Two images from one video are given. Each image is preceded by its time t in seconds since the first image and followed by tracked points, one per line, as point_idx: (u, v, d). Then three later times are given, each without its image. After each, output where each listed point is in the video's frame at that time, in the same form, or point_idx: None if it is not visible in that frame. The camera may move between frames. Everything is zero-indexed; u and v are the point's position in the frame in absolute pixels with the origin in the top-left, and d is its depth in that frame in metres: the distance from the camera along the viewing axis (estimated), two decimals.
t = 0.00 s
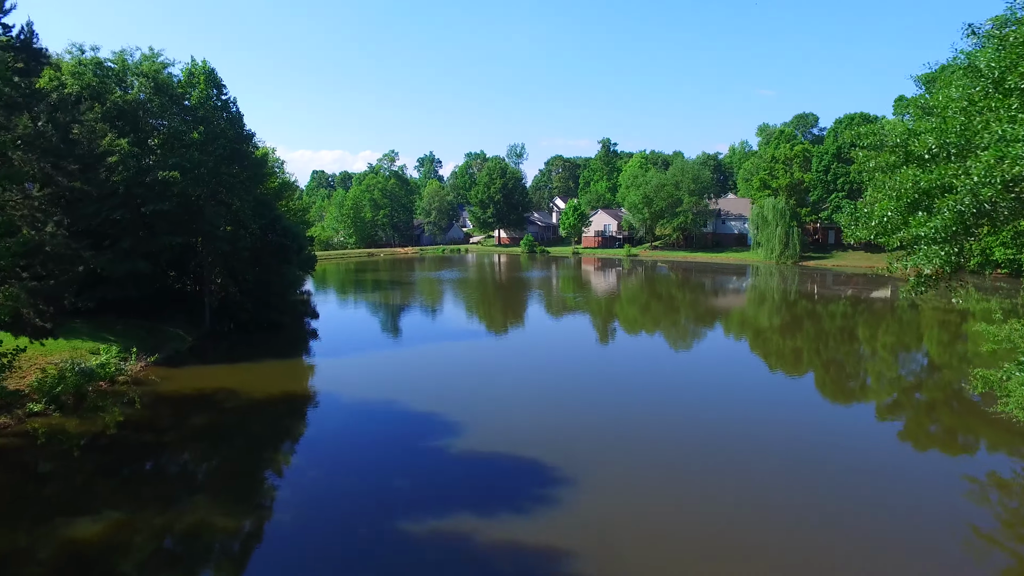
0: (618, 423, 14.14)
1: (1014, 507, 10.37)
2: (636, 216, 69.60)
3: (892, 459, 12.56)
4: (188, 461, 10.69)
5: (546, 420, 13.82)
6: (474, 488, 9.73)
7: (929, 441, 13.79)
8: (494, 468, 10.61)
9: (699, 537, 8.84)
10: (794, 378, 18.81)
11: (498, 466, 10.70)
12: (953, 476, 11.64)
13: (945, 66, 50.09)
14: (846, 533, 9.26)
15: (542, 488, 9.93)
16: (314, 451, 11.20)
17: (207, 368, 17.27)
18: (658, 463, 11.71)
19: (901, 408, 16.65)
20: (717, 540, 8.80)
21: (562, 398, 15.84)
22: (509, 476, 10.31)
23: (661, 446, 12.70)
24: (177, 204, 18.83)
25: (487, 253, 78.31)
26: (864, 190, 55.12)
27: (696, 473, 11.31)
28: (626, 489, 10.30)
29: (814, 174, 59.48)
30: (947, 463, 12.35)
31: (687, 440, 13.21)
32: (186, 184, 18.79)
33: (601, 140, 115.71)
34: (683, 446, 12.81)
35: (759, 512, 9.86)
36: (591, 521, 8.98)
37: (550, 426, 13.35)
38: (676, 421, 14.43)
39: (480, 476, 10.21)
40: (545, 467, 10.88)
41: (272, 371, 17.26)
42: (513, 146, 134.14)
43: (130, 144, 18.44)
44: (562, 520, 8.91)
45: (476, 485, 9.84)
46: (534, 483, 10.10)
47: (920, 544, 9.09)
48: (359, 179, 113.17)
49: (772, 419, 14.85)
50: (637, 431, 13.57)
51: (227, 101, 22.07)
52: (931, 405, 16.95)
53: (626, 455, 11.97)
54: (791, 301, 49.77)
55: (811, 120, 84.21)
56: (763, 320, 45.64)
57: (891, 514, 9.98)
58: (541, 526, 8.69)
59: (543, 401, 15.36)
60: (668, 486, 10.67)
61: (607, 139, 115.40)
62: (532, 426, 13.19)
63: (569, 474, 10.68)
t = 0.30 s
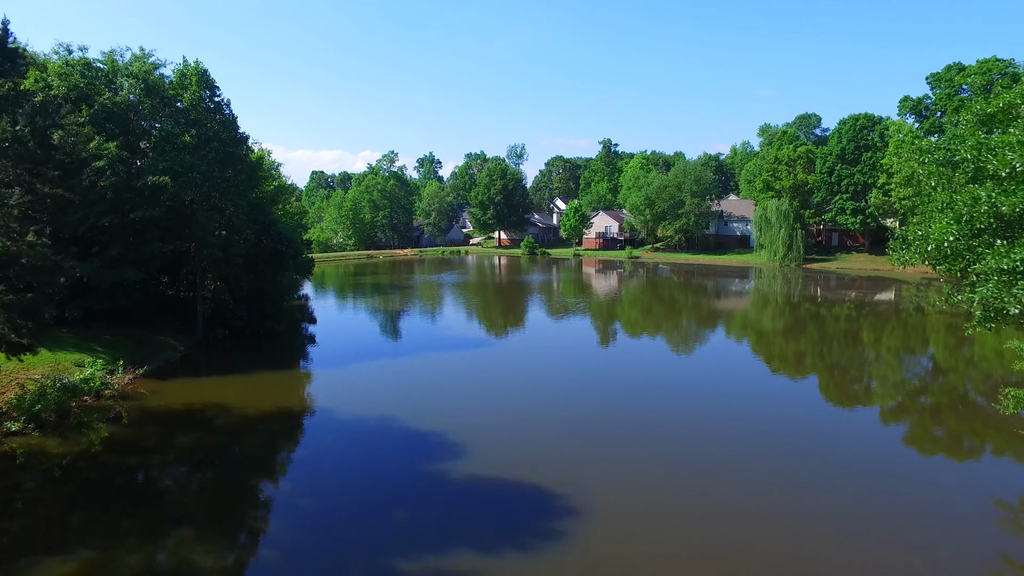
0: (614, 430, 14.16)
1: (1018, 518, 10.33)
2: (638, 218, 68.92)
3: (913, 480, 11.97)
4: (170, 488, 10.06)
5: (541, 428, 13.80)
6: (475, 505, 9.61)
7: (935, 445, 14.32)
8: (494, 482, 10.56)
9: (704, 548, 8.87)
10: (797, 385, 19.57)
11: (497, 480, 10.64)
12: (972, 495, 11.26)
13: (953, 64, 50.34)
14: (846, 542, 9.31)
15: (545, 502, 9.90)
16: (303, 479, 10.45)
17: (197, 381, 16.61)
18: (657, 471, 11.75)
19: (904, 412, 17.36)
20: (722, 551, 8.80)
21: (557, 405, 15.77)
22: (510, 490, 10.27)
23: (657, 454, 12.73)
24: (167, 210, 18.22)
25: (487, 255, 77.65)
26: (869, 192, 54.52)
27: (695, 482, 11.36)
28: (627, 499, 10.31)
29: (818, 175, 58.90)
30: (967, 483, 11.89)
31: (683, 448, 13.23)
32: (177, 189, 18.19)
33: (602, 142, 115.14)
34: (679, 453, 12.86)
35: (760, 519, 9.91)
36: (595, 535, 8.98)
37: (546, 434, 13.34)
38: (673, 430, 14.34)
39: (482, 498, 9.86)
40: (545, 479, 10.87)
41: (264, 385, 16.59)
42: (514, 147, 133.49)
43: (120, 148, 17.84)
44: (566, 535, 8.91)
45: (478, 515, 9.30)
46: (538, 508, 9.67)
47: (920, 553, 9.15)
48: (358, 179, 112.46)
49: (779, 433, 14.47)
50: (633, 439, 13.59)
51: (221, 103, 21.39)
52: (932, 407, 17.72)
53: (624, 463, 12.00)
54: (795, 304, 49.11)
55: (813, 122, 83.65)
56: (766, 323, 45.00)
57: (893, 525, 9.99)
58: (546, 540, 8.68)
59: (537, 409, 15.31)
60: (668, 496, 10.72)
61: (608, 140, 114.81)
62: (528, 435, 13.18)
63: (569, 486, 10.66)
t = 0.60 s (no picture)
0: (614, 439, 14.28)
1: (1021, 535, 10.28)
2: (639, 219, 68.27)
3: (939, 505, 11.35)
4: (151, 520, 9.47)
5: (541, 438, 13.93)
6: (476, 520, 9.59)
7: (940, 451, 14.60)
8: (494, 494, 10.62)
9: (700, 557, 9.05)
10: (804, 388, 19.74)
11: (498, 492, 10.71)
12: (987, 514, 10.97)
13: (958, 64, 49.65)
14: (843, 553, 9.43)
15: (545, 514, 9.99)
16: (295, 510, 9.81)
17: (188, 395, 15.99)
18: (656, 480, 11.91)
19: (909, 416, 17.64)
20: (721, 564, 8.90)
21: (556, 414, 15.84)
22: (511, 501, 10.38)
23: (656, 462, 12.89)
24: (156, 217, 17.62)
25: (487, 257, 77.06)
26: (874, 193, 53.91)
27: (693, 490, 11.51)
28: (626, 509, 10.48)
29: (822, 176, 58.25)
30: (985, 502, 11.50)
31: (682, 457, 13.36)
32: (169, 195, 17.63)
33: (603, 142, 114.45)
34: (677, 461, 13.01)
35: (757, 530, 10.06)
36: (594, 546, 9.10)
37: (547, 445, 13.47)
38: (673, 438, 14.40)
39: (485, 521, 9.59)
40: (545, 490, 11.01)
41: (257, 398, 15.98)
42: (514, 148, 132.97)
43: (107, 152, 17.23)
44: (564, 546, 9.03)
45: (481, 550, 8.71)
46: (542, 534, 9.33)
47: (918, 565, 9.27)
48: (358, 181, 111.96)
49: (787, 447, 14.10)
50: (632, 449, 13.72)
51: (214, 105, 20.72)
52: (937, 412, 18.01)
53: (623, 473, 12.16)
54: (799, 307, 48.50)
55: (816, 122, 82.96)
56: (769, 326, 44.42)
57: (891, 537, 10.05)
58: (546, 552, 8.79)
59: (537, 418, 15.40)
60: (667, 504, 10.90)
61: (609, 141, 114.38)
62: (528, 444, 13.31)
63: (569, 497, 10.78)
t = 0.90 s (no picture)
0: (612, 441, 14.57)
1: None
2: (641, 221, 67.64)
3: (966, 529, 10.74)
4: (130, 557, 8.82)
5: (540, 442, 14.23)
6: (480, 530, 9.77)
7: (944, 456, 14.35)
8: (496, 502, 10.88)
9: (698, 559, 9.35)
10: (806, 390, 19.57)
11: (500, 499, 10.98)
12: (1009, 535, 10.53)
13: (964, 65, 48.97)
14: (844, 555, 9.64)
15: (545, 521, 10.26)
16: (284, 544, 9.19)
17: (178, 413, 15.34)
18: (653, 481, 12.24)
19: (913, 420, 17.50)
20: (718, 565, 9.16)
21: (554, 418, 16.11)
22: (512, 508, 10.64)
23: (654, 463, 13.21)
24: (146, 225, 17.03)
25: (487, 259, 76.45)
26: (878, 196, 53.31)
27: (689, 491, 11.80)
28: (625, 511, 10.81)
29: (825, 179, 57.64)
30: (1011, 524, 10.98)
31: (680, 457, 13.62)
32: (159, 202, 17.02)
33: (604, 142, 113.80)
34: (674, 462, 13.31)
35: (754, 531, 10.31)
36: (590, 551, 9.38)
37: (546, 449, 13.78)
38: (670, 442, 14.63)
39: (496, 534, 9.66)
40: (545, 494, 11.32)
41: (250, 416, 15.34)
42: (514, 148, 132.31)
43: (96, 156, 16.62)
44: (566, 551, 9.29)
45: None
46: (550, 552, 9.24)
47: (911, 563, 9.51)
48: (357, 181, 111.34)
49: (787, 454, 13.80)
50: (631, 450, 14.01)
51: (207, 108, 20.11)
52: (940, 418, 17.69)
53: (621, 475, 12.47)
54: (802, 310, 47.89)
55: (819, 122, 82.34)
56: (772, 329, 43.85)
57: (886, 537, 10.22)
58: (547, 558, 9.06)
59: (538, 422, 15.64)
60: (665, 504, 11.23)
61: (610, 142, 113.85)
62: (527, 446, 13.61)
63: (569, 502, 11.07)
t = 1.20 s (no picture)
0: (606, 444, 15.19)
1: None
2: (642, 223, 67.09)
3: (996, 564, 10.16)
4: None
5: (536, 445, 14.84)
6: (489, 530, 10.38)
7: (948, 461, 14.96)
8: (500, 504, 11.48)
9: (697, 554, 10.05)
10: (809, 398, 19.96)
11: (504, 501, 11.60)
12: None
13: (970, 66, 48.42)
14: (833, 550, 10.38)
15: (551, 520, 10.89)
16: None
17: (167, 430, 14.72)
18: (646, 482, 12.93)
19: (918, 425, 18.25)
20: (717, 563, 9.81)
21: (551, 422, 16.67)
22: (516, 509, 11.26)
23: (647, 465, 13.87)
24: (135, 233, 16.53)
25: (487, 262, 75.81)
26: (883, 198, 52.69)
27: (682, 492, 12.49)
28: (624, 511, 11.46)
29: (829, 181, 57.02)
30: None
31: (670, 459, 14.27)
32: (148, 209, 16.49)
33: (604, 143, 113.27)
34: (664, 464, 13.96)
35: (750, 529, 10.99)
36: (596, 550, 9.99)
37: (543, 451, 14.40)
38: (661, 447, 15.23)
39: (505, 532, 10.33)
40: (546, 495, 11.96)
41: (243, 434, 14.76)
42: (515, 149, 131.88)
43: (83, 161, 16.09)
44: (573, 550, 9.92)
45: None
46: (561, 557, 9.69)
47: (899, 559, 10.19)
48: (357, 182, 110.76)
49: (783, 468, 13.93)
50: (624, 453, 14.65)
51: (199, 111, 19.54)
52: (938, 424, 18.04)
53: (616, 477, 13.13)
54: (806, 314, 47.27)
55: (822, 123, 81.78)
56: (775, 333, 43.29)
57: (869, 535, 10.92)
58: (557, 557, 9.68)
59: (532, 426, 16.23)
60: (662, 502, 11.98)
61: (612, 143, 113.28)
62: (526, 450, 14.30)
63: (571, 503, 11.73)
